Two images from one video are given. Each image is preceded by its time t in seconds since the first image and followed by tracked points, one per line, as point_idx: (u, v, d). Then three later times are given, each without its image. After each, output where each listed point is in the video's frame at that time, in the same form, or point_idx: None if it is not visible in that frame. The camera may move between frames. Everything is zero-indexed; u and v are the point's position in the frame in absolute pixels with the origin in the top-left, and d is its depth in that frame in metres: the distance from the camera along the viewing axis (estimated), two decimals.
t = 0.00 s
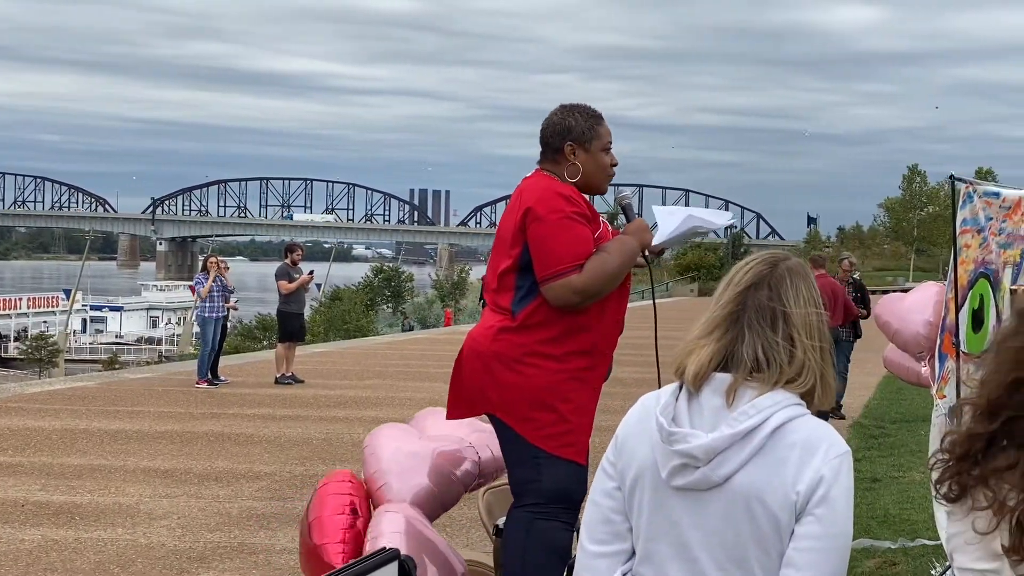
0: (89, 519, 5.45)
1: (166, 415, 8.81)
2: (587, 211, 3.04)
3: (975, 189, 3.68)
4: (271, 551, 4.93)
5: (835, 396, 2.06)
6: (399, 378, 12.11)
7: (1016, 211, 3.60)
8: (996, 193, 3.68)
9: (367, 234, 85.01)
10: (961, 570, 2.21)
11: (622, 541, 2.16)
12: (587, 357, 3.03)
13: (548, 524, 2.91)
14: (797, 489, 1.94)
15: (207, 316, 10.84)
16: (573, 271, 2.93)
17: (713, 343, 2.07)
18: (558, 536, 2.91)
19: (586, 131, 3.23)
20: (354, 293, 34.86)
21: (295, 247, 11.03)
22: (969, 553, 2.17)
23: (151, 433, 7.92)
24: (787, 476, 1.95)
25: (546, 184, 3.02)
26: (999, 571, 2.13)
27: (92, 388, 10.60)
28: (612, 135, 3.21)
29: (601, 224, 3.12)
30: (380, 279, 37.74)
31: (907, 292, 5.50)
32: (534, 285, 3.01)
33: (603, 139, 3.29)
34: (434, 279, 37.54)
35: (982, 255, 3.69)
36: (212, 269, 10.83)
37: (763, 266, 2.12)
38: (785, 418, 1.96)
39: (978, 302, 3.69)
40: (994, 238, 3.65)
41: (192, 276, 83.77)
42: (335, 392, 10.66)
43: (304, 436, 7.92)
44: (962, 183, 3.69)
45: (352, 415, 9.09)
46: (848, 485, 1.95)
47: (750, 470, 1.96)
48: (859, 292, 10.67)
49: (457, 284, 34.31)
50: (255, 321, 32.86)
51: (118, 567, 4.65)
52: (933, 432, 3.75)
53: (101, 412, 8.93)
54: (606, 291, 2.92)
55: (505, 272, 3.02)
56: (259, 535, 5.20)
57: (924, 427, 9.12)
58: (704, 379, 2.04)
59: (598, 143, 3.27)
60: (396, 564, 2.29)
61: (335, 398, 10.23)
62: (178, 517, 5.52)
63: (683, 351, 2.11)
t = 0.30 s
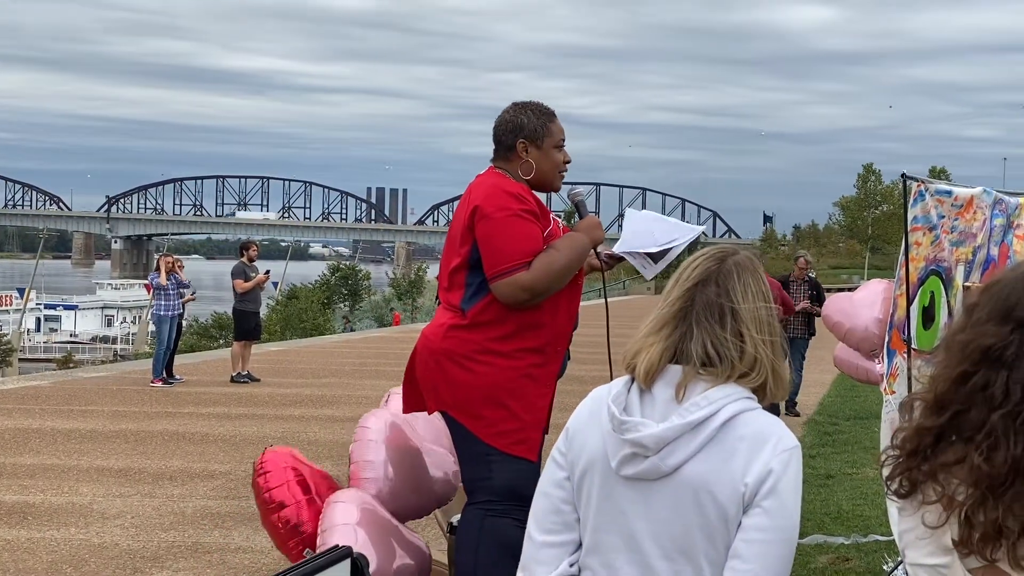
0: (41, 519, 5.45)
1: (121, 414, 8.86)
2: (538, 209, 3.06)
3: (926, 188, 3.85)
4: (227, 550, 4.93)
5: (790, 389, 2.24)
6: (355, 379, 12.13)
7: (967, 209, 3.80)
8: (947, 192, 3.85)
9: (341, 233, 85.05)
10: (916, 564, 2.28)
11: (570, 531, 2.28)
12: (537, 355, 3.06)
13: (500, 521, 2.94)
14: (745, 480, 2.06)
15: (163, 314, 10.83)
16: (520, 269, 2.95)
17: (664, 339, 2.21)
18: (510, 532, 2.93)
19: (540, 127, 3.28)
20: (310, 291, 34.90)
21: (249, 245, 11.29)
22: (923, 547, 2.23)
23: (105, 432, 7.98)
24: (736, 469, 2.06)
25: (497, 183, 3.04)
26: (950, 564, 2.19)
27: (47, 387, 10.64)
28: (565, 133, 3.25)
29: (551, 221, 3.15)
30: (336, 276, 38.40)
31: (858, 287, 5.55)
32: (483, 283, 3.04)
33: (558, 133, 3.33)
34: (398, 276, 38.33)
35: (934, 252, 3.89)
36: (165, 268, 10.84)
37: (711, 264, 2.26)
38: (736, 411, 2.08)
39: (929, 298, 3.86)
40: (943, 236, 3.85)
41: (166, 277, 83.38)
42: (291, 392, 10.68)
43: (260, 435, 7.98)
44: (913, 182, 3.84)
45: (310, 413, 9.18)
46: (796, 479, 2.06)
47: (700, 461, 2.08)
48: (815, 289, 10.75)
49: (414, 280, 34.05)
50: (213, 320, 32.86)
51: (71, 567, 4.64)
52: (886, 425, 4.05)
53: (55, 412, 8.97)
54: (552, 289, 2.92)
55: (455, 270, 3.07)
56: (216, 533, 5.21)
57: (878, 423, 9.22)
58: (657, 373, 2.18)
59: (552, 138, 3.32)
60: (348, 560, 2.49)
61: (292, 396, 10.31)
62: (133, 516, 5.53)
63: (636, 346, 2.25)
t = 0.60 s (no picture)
0: (4, 519, 5.41)
1: (87, 413, 8.80)
2: (504, 207, 3.06)
3: (892, 186, 3.71)
4: (194, 549, 4.91)
5: (762, 387, 2.24)
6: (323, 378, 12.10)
7: (930, 208, 3.69)
8: (910, 189, 3.71)
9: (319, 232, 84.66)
10: (886, 562, 2.24)
11: (536, 521, 2.31)
12: (505, 353, 3.06)
13: (468, 519, 2.96)
14: (707, 469, 2.07)
15: (132, 312, 10.87)
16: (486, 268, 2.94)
17: (636, 335, 2.22)
18: (477, 530, 2.95)
19: (505, 124, 3.29)
20: (278, 288, 34.61)
21: (212, 244, 11.32)
22: (892, 546, 2.21)
23: (71, 431, 7.92)
24: (697, 457, 2.08)
25: (462, 181, 3.04)
26: (919, 562, 2.16)
27: (12, 387, 10.54)
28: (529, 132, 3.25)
29: (517, 218, 3.15)
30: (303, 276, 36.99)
31: (823, 287, 5.55)
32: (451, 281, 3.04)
33: (526, 130, 3.33)
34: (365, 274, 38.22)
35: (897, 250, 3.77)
36: (133, 266, 10.91)
37: (684, 261, 2.27)
38: (701, 401, 2.10)
39: (893, 296, 3.77)
40: (907, 233, 3.74)
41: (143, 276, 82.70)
42: (257, 391, 10.64)
43: (227, 434, 7.94)
44: (877, 181, 3.68)
45: (277, 412, 9.14)
46: (758, 469, 2.07)
47: (663, 448, 2.09)
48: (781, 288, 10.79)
49: (381, 279, 33.95)
50: (180, 318, 32.54)
51: (35, 567, 4.61)
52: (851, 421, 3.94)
53: (20, 412, 8.89)
54: (518, 287, 2.92)
55: (422, 268, 3.07)
56: (182, 533, 5.18)
57: (843, 421, 9.29)
58: (630, 367, 2.19)
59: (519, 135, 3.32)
60: (315, 559, 2.51)
61: (257, 395, 10.30)
62: (97, 516, 5.50)
63: (610, 342, 2.27)
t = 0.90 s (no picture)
0: None
1: (60, 413, 8.75)
2: (477, 206, 3.05)
3: (865, 184, 3.72)
4: (166, 549, 4.90)
5: (740, 385, 2.24)
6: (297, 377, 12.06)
7: (903, 207, 3.65)
8: (884, 188, 3.72)
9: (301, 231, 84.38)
10: (864, 562, 2.20)
11: (511, 519, 2.31)
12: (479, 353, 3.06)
13: (443, 518, 2.96)
14: (682, 465, 2.07)
15: (103, 309, 10.80)
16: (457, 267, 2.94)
17: (616, 332, 2.23)
18: (451, 530, 2.95)
19: (478, 123, 3.30)
20: (251, 287, 34.47)
21: (182, 241, 11.34)
22: (871, 545, 2.17)
23: (42, 431, 7.87)
24: (673, 453, 2.08)
25: (434, 181, 3.03)
26: (899, 560, 2.12)
27: None
28: (503, 130, 3.25)
29: (490, 216, 3.15)
30: (275, 274, 37.29)
31: (800, 290, 5.65)
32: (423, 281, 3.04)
33: (500, 128, 3.34)
34: (338, 273, 38.17)
35: (870, 248, 3.76)
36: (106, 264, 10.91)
37: (664, 258, 2.27)
38: (678, 398, 2.10)
39: (865, 294, 3.77)
40: (880, 232, 3.74)
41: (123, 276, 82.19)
42: (230, 390, 10.59)
43: (199, 433, 7.92)
44: (850, 179, 3.67)
45: (249, 411, 9.12)
46: (733, 466, 2.07)
47: (640, 443, 2.10)
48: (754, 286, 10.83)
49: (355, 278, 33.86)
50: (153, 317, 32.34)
51: (6, 567, 4.59)
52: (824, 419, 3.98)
53: None
54: (491, 286, 2.92)
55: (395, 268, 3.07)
56: (154, 532, 5.17)
57: (815, 419, 9.33)
58: (609, 363, 2.19)
59: (493, 133, 3.33)
60: (290, 558, 2.51)
61: (230, 394, 10.27)
62: (68, 516, 5.47)
63: (589, 339, 2.28)
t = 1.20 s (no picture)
0: None
1: (38, 413, 8.71)
2: (456, 206, 3.06)
3: (844, 184, 3.63)
4: (145, 548, 4.89)
5: (721, 387, 2.25)
6: (276, 376, 12.03)
7: (881, 206, 3.70)
8: (861, 187, 3.66)
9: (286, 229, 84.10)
10: (846, 560, 2.21)
11: (493, 520, 2.31)
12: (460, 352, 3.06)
13: (423, 518, 2.95)
14: (664, 465, 2.07)
15: (81, 308, 10.94)
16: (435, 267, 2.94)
17: (598, 332, 2.23)
18: (431, 530, 2.94)
19: (456, 122, 3.30)
20: (231, 285, 34.34)
21: (158, 240, 11.37)
22: (853, 544, 2.17)
23: (20, 430, 7.83)
24: (654, 453, 2.08)
25: (413, 181, 3.04)
26: (881, 559, 2.12)
27: None
28: (480, 129, 3.25)
29: (470, 216, 3.15)
30: (254, 273, 37.18)
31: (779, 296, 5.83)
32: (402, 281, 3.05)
33: (478, 126, 3.34)
34: (317, 271, 38.06)
35: (849, 248, 3.69)
36: (82, 263, 10.97)
37: (647, 259, 2.28)
38: (660, 398, 2.10)
39: (845, 294, 3.74)
40: (858, 232, 3.69)
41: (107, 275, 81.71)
42: (210, 389, 10.55)
43: (177, 432, 7.90)
44: (829, 180, 3.61)
45: (228, 410, 9.10)
46: (715, 466, 2.08)
47: (621, 443, 2.10)
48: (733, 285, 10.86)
49: (334, 277, 33.77)
50: (130, 316, 32.14)
51: None
52: (801, 419, 3.93)
53: None
54: (471, 286, 2.92)
55: (375, 268, 3.08)
56: (133, 532, 5.16)
57: (793, 417, 9.36)
58: (591, 363, 2.20)
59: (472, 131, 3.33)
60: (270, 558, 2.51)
61: (209, 393, 10.24)
62: (47, 515, 5.45)
63: (572, 338, 2.28)
